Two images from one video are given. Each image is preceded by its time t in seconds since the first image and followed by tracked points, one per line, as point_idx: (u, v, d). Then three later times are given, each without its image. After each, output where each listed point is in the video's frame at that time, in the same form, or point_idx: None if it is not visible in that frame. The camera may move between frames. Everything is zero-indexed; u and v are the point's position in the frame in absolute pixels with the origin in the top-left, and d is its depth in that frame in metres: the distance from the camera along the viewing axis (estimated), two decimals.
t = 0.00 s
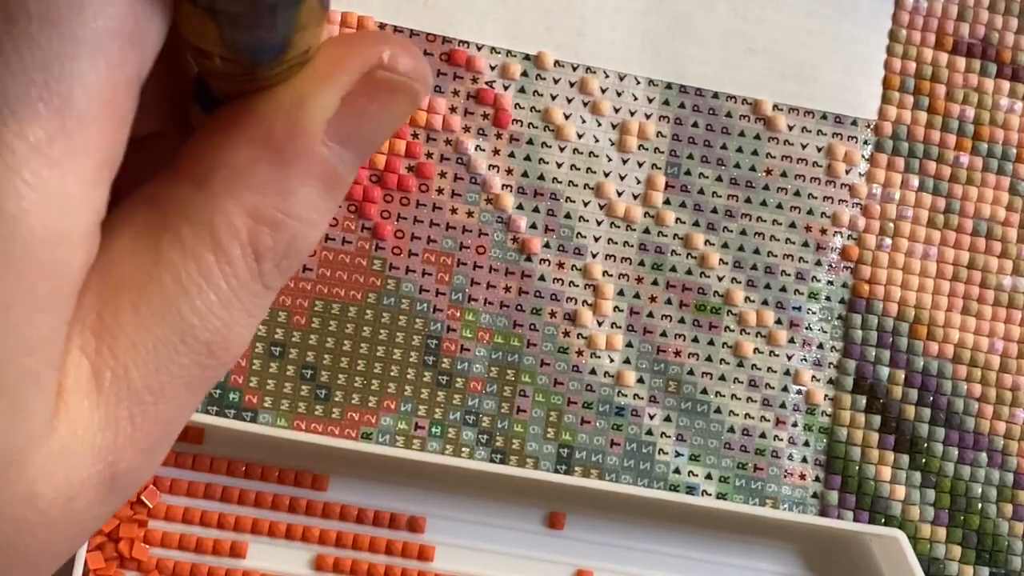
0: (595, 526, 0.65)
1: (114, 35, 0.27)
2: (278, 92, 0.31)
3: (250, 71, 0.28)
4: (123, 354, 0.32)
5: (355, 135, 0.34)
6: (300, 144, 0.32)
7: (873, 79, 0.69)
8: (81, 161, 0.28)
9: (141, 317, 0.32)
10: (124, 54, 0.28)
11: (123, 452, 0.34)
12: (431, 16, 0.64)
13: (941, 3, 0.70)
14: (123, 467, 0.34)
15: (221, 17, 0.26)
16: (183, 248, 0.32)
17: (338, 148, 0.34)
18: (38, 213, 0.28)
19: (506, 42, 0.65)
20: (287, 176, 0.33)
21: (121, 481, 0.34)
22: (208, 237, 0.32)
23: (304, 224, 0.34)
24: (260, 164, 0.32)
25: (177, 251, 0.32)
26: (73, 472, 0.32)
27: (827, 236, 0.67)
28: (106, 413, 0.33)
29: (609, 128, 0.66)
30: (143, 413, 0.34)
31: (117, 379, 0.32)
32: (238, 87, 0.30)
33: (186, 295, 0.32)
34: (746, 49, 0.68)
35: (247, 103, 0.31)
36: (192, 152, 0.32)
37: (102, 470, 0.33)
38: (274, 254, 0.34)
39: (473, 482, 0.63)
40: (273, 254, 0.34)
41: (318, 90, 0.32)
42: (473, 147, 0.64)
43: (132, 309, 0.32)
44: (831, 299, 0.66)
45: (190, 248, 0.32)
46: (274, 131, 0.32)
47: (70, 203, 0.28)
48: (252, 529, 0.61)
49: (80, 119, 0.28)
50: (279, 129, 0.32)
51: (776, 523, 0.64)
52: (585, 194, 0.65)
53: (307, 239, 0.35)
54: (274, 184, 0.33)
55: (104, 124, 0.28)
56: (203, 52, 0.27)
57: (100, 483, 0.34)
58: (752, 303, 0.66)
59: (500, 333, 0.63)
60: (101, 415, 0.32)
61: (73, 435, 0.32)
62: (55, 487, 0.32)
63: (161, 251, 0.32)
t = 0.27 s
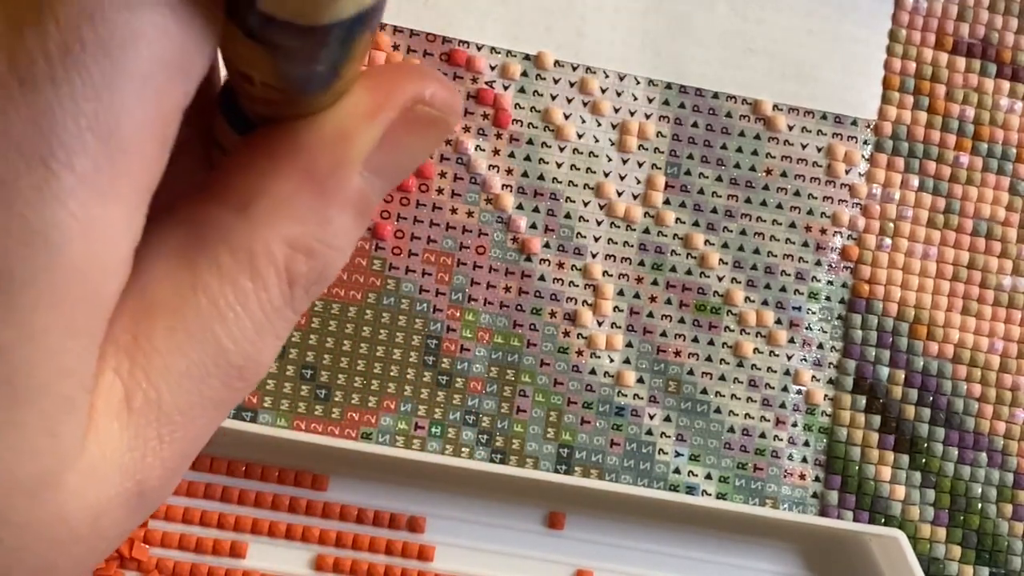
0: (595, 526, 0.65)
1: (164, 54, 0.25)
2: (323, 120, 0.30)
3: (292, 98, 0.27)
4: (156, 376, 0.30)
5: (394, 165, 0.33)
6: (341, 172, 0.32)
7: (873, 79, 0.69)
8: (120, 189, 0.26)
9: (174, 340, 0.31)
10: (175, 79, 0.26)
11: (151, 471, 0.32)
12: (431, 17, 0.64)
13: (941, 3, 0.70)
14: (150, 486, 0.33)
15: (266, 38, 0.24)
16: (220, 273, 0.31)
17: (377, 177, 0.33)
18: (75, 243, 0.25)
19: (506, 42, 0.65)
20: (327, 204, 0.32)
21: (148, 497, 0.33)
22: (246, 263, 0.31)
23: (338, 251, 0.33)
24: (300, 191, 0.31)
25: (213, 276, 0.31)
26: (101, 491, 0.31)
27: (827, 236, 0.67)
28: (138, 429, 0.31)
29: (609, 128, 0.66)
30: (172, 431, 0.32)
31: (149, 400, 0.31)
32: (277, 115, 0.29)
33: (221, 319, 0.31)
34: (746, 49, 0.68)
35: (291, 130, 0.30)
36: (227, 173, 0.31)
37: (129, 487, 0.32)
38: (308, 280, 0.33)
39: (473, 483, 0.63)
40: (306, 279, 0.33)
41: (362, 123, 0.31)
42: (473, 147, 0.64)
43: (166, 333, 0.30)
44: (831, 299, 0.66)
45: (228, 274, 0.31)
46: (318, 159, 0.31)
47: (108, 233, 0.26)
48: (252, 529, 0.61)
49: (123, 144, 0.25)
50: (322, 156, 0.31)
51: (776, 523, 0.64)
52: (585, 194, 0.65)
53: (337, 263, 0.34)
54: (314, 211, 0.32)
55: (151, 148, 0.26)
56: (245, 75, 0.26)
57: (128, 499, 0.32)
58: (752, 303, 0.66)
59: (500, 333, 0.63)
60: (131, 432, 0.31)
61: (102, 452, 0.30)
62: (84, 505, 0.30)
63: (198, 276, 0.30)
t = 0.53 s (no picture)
0: (596, 526, 0.65)
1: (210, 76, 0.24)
2: (358, 138, 0.30)
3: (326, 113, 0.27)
4: (187, 386, 0.30)
5: (423, 181, 0.33)
6: (374, 190, 0.32)
7: (873, 79, 0.69)
8: (160, 210, 0.25)
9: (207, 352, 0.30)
10: (219, 100, 0.25)
11: (177, 481, 0.32)
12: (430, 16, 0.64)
13: (940, 3, 0.70)
14: (176, 494, 0.32)
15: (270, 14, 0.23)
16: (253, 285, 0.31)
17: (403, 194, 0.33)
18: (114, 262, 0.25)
19: (506, 42, 0.65)
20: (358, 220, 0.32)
21: (172, 506, 0.33)
22: (279, 277, 0.31)
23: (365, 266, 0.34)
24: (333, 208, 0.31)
25: (247, 288, 0.31)
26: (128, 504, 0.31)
27: (827, 236, 0.67)
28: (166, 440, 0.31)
29: (609, 129, 0.66)
30: (198, 441, 0.32)
31: (179, 412, 0.31)
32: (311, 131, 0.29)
33: (252, 331, 0.31)
34: (746, 49, 0.68)
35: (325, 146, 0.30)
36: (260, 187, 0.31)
37: (155, 497, 0.32)
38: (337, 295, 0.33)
39: (473, 482, 0.63)
40: (335, 295, 0.33)
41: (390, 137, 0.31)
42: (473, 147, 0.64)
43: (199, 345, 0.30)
44: (831, 299, 0.66)
45: (260, 286, 0.31)
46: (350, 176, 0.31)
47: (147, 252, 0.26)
48: (252, 529, 0.61)
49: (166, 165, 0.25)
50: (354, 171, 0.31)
51: (776, 523, 0.64)
52: (585, 194, 0.65)
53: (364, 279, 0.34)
54: (346, 227, 0.32)
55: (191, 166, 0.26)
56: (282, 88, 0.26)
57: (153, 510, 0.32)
58: (752, 303, 0.66)
59: (500, 333, 0.63)
60: (159, 444, 0.31)
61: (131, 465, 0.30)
62: (110, 518, 0.30)
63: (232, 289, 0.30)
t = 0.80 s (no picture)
0: (596, 526, 0.65)
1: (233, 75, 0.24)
2: (373, 139, 0.31)
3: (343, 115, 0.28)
4: (201, 383, 0.30)
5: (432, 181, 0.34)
6: (388, 190, 0.32)
7: (873, 79, 0.69)
8: (176, 208, 0.25)
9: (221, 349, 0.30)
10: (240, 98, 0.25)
11: (188, 481, 0.32)
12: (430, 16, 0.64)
13: (940, 3, 0.70)
14: (187, 493, 0.32)
15: None
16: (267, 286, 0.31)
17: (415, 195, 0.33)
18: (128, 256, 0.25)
19: (506, 42, 0.65)
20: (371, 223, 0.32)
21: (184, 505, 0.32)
22: (294, 277, 0.31)
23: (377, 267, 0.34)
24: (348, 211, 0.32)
25: (262, 287, 0.31)
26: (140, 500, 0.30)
27: (827, 236, 0.67)
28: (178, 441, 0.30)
29: (609, 129, 0.66)
30: (210, 441, 0.31)
31: (191, 412, 0.30)
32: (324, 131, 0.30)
33: (265, 329, 0.31)
34: (746, 49, 0.68)
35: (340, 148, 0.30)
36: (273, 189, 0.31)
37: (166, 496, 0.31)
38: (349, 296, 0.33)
39: (473, 482, 0.63)
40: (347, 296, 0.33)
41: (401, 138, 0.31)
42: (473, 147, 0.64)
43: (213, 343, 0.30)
44: (831, 299, 0.66)
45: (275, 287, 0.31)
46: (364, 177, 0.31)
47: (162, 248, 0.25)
48: (252, 529, 0.61)
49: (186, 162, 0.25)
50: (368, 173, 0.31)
51: (776, 523, 0.64)
52: (585, 194, 0.65)
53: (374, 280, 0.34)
54: (359, 229, 0.32)
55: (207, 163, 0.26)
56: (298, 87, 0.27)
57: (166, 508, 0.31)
58: (752, 303, 0.66)
59: (500, 333, 0.63)
60: (171, 443, 0.30)
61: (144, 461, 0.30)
62: (120, 514, 0.30)
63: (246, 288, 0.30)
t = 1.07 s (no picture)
0: (596, 527, 0.65)
1: (43, 19, 0.24)
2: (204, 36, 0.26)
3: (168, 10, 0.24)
4: (73, 348, 0.27)
5: (325, 74, 0.28)
6: (244, 90, 0.27)
7: (873, 79, 0.69)
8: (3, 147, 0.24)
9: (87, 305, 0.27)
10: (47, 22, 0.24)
11: (85, 454, 0.28)
12: (430, 16, 0.64)
13: (941, 3, 0.70)
14: (88, 474, 0.29)
15: None
16: (132, 219, 0.27)
17: (301, 90, 0.27)
18: None
19: (506, 42, 0.65)
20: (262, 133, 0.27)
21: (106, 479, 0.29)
22: (158, 210, 0.27)
23: (275, 183, 0.28)
24: (204, 117, 0.26)
25: (123, 223, 0.27)
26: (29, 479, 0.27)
27: (827, 236, 0.67)
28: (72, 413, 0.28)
29: (609, 129, 0.66)
30: (106, 417, 0.28)
31: (71, 381, 0.27)
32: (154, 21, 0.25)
33: (141, 277, 0.27)
34: (746, 49, 0.68)
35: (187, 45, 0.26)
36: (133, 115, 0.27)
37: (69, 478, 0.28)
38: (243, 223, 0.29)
39: (473, 483, 0.63)
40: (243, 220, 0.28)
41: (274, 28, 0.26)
42: (473, 147, 0.64)
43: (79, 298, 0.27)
44: (831, 299, 0.66)
45: (140, 220, 0.27)
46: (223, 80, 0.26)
47: None
48: (252, 529, 0.61)
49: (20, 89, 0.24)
50: (227, 76, 0.26)
51: (776, 523, 0.64)
52: (585, 194, 0.65)
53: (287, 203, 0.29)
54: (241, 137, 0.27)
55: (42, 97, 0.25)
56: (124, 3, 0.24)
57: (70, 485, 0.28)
58: (752, 303, 0.66)
59: (500, 333, 0.63)
60: (54, 416, 0.27)
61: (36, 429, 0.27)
62: None
63: (108, 226, 0.27)
